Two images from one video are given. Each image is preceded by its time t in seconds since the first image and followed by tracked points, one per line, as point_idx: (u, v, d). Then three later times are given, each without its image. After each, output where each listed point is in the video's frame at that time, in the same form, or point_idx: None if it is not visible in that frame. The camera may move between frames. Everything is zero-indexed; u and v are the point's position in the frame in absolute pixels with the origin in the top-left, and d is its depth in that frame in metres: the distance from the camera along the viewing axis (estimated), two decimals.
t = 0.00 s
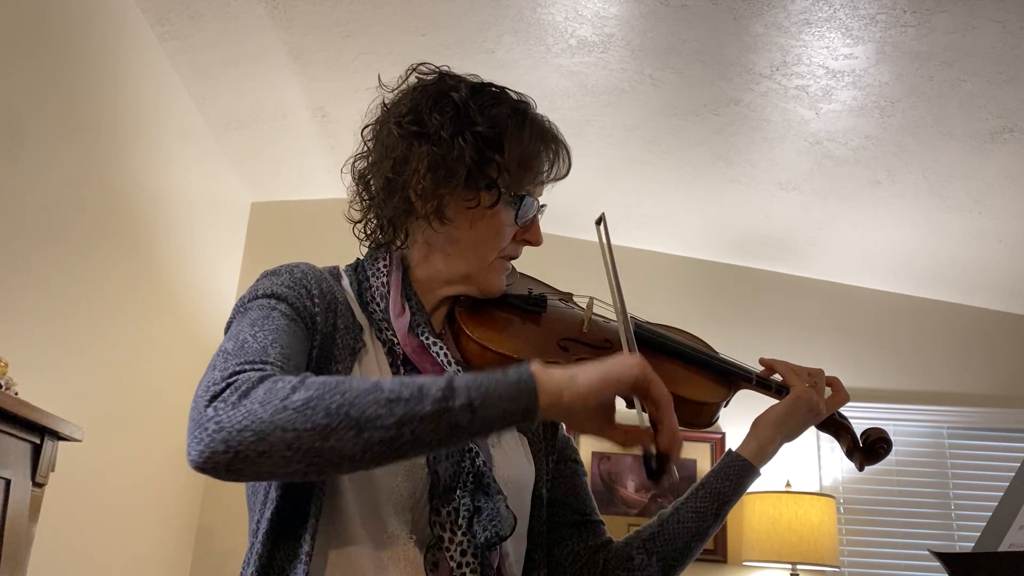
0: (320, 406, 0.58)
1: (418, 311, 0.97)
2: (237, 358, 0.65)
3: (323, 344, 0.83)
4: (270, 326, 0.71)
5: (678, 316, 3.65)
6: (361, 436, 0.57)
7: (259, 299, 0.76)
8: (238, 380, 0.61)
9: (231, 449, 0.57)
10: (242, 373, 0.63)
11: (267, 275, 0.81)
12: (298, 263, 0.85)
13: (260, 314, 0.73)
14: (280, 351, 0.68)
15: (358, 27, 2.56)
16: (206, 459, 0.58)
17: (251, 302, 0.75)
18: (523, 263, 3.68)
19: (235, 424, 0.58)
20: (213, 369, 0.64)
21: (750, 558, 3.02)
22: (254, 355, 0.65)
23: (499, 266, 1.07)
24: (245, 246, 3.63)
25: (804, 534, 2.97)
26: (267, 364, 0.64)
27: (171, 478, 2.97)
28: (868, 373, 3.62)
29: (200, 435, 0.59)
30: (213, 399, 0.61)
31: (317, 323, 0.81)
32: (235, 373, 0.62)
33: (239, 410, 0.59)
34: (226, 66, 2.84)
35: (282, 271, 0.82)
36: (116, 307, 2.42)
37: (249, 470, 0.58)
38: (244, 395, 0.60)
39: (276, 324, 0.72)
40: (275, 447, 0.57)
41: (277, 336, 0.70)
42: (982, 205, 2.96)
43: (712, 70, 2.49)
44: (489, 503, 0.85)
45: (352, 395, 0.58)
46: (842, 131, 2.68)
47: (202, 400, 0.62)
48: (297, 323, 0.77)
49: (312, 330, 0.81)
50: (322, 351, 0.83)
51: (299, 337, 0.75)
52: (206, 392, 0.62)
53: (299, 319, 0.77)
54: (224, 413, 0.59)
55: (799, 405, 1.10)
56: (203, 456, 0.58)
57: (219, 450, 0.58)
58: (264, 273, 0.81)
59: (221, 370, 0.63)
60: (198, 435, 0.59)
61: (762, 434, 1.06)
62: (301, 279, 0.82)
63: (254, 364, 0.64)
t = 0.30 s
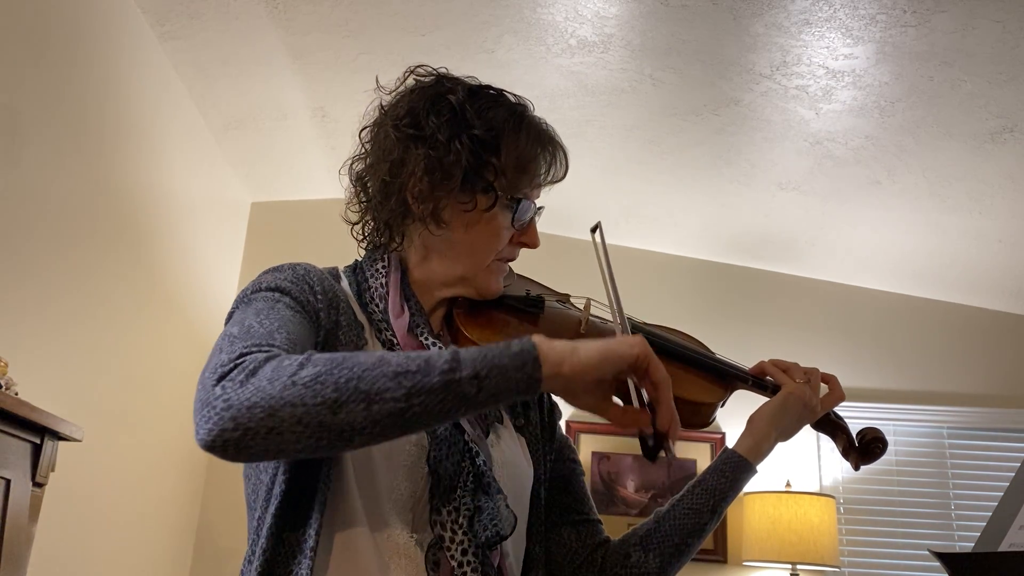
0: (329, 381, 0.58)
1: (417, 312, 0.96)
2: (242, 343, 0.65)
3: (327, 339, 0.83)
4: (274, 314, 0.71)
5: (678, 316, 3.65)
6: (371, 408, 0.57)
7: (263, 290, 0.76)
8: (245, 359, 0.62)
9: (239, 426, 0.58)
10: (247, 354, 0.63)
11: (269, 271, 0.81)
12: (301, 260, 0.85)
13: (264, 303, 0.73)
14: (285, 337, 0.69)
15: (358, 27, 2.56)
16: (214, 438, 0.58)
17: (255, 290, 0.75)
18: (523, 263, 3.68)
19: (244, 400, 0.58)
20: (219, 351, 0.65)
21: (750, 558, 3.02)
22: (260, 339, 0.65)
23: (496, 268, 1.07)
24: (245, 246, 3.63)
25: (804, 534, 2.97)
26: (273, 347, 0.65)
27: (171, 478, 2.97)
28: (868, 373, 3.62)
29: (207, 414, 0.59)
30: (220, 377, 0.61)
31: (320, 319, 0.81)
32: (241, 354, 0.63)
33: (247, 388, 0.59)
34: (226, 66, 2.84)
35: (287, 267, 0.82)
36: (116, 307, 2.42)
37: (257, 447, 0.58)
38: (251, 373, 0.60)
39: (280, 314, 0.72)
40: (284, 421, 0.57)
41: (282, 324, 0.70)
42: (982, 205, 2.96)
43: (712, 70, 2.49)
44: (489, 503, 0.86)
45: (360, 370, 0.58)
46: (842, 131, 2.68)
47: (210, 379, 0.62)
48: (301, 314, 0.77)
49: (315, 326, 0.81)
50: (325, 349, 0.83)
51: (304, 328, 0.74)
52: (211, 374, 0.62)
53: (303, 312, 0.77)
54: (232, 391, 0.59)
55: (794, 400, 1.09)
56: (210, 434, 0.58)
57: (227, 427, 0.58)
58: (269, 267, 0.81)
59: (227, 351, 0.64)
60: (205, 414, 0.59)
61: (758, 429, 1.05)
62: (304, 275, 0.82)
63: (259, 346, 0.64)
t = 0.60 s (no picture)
0: (278, 436, 0.57)
1: (417, 310, 0.96)
2: (223, 368, 0.65)
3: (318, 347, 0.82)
4: (260, 336, 0.71)
5: (678, 316, 3.65)
6: (311, 474, 0.56)
7: (251, 302, 0.76)
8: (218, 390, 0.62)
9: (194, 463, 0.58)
10: (224, 383, 0.63)
11: (260, 278, 0.81)
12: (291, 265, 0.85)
13: (252, 318, 0.73)
14: (268, 364, 0.68)
15: (358, 27, 2.56)
16: (172, 466, 0.59)
17: (244, 304, 0.75)
18: (523, 263, 3.68)
19: (201, 435, 0.59)
20: (198, 374, 0.65)
21: (750, 558, 3.02)
22: (241, 366, 0.65)
23: (495, 266, 1.07)
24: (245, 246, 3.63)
25: (803, 534, 2.97)
26: (250, 378, 0.64)
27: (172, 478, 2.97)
28: (868, 373, 3.62)
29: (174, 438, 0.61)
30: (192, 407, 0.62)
31: (310, 325, 0.81)
32: (216, 382, 0.63)
33: (208, 423, 0.59)
34: (226, 66, 2.84)
35: (278, 276, 0.81)
36: (116, 307, 2.42)
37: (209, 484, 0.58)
38: (216, 408, 0.60)
39: (265, 331, 0.72)
40: (233, 468, 0.57)
41: (268, 347, 0.70)
42: (982, 205, 2.96)
43: (711, 70, 2.49)
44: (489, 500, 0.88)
45: (310, 432, 0.57)
46: (842, 131, 2.68)
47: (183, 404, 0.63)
48: (289, 326, 0.76)
49: (304, 333, 0.80)
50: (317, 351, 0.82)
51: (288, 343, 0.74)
52: (189, 396, 0.63)
53: (291, 323, 0.77)
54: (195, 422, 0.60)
55: (787, 397, 1.13)
56: (168, 460, 0.59)
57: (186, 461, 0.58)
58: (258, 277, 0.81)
59: (204, 378, 0.64)
60: (171, 439, 0.61)
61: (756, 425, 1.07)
62: (294, 281, 0.82)
63: (237, 376, 0.64)
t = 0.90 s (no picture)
0: (209, 520, 0.52)
1: (417, 307, 0.96)
2: (199, 411, 0.60)
3: (308, 359, 0.80)
4: (242, 368, 0.66)
5: (677, 316, 3.65)
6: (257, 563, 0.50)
7: (239, 323, 0.72)
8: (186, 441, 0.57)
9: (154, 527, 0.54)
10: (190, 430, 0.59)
11: (250, 291, 0.79)
12: (280, 272, 0.84)
13: (235, 347, 0.69)
14: (249, 401, 0.63)
15: (358, 27, 2.56)
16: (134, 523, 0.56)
17: (231, 328, 0.72)
18: (523, 263, 3.68)
19: (152, 501, 0.55)
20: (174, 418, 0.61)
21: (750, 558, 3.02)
22: (213, 409, 0.61)
23: (495, 262, 1.08)
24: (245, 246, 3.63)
25: (803, 534, 2.97)
26: (225, 425, 0.60)
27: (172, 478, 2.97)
28: (867, 373, 3.62)
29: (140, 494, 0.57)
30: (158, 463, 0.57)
31: (299, 338, 0.79)
32: (188, 429, 0.59)
33: (160, 486, 0.56)
34: (226, 66, 2.84)
35: (267, 288, 0.80)
36: (116, 307, 2.42)
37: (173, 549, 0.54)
38: (170, 468, 0.56)
39: (249, 361, 0.67)
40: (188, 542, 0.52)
41: (251, 380, 0.66)
42: (982, 205, 2.96)
43: (711, 70, 2.49)
44: (490, 497, 0.86)
45: (237, 526, 0.51)
46: (842, 131, 2.68)
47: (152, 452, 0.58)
48: (277, 343, 0.74)
49: (293, 348, 0.78)
50: (309, 363, 0.80)
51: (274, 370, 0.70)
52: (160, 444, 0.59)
53: (277, 346, 0.74)
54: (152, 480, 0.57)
55: (783, 397, 1.14)
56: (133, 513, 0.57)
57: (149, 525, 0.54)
58: (247, 292, 0.79)
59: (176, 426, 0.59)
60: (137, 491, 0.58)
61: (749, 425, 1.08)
62: (284, 294, 0.80)
63: (212, 420, 0.59)
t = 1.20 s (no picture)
0: None
1: (425, 305, 0.96)
2: (165, 489, 0.68)
3: (295, 380, 0.81)
4: (210, 432, 0.71)
5: (677, 316, 3.65)
6: None
7: (219, 362, 0.76)
8: (149, 528, 0.66)
9: None
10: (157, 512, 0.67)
11: (233, 319, 0.80)
12: (267, 284, 0.85)
13: (207, 399, 0.73)
14: (215, 470, 0.70)
15: (358, 26, 2.56)
16: None
17: (206, 371, 0.75)
18: (523, 263, 3.68)
19: None
20: (145, 489, 0.69)
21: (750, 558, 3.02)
22: (182, 489, 0.68)
23: (504, 257, 1.07)
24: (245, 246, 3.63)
25: (803, 534, 2.96)
26: (186, 507, 0.67)
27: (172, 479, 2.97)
28: (867, 373, 3.62)
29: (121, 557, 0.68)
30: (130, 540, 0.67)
31: (286, 365, 0.80)
32: (155, 510, 0.67)
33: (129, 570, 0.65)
34: (226, 66, 2.84)
35: (252, 313, 0.80)
36: (116, 306, 2.42)
37: None
38: (138, 554, 0.65)
39: (221, 419, 0.72)
40: None
41: (219, 441, 0.71)
42: (981, 205, 2.96)
43: (711, 70, 2.49)
44: (499, 498, 0.87)
45: None
46: (842, 131, 2.68)
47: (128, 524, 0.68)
48: (256, 381, 0.76)
49: (277, 377, 0.80)
50: (296, 386, 0.81)
51: (250, 416, 0.74)
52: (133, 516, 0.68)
53: (255, 386, 0.76)
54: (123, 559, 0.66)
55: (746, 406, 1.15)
56: None
57: None
58: (229, 320, 0.81)
59: (144, 503, 0.68)
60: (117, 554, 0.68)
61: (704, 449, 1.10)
62: (270, 319, 0.81)
63: (174, 503, 0.67)
